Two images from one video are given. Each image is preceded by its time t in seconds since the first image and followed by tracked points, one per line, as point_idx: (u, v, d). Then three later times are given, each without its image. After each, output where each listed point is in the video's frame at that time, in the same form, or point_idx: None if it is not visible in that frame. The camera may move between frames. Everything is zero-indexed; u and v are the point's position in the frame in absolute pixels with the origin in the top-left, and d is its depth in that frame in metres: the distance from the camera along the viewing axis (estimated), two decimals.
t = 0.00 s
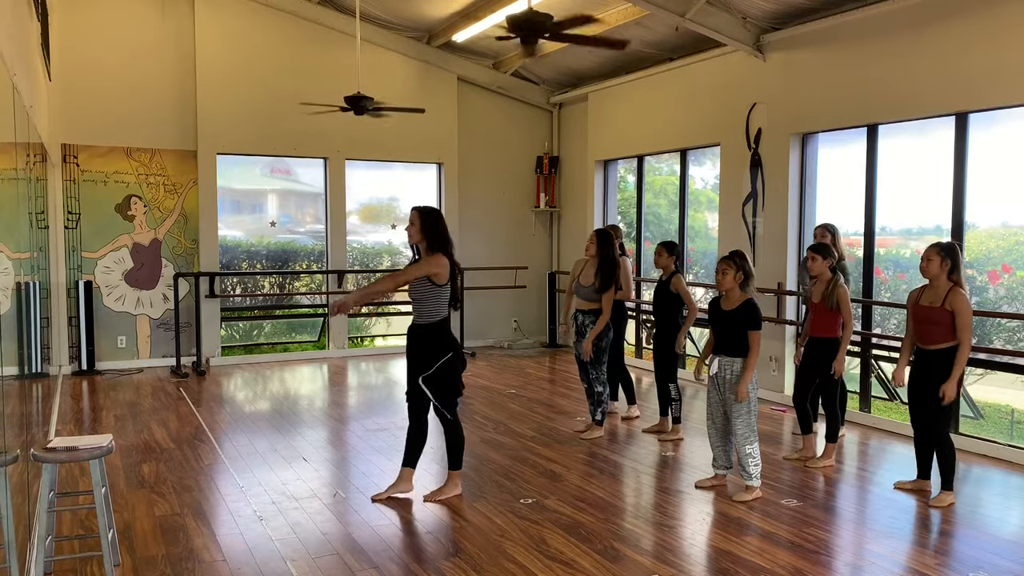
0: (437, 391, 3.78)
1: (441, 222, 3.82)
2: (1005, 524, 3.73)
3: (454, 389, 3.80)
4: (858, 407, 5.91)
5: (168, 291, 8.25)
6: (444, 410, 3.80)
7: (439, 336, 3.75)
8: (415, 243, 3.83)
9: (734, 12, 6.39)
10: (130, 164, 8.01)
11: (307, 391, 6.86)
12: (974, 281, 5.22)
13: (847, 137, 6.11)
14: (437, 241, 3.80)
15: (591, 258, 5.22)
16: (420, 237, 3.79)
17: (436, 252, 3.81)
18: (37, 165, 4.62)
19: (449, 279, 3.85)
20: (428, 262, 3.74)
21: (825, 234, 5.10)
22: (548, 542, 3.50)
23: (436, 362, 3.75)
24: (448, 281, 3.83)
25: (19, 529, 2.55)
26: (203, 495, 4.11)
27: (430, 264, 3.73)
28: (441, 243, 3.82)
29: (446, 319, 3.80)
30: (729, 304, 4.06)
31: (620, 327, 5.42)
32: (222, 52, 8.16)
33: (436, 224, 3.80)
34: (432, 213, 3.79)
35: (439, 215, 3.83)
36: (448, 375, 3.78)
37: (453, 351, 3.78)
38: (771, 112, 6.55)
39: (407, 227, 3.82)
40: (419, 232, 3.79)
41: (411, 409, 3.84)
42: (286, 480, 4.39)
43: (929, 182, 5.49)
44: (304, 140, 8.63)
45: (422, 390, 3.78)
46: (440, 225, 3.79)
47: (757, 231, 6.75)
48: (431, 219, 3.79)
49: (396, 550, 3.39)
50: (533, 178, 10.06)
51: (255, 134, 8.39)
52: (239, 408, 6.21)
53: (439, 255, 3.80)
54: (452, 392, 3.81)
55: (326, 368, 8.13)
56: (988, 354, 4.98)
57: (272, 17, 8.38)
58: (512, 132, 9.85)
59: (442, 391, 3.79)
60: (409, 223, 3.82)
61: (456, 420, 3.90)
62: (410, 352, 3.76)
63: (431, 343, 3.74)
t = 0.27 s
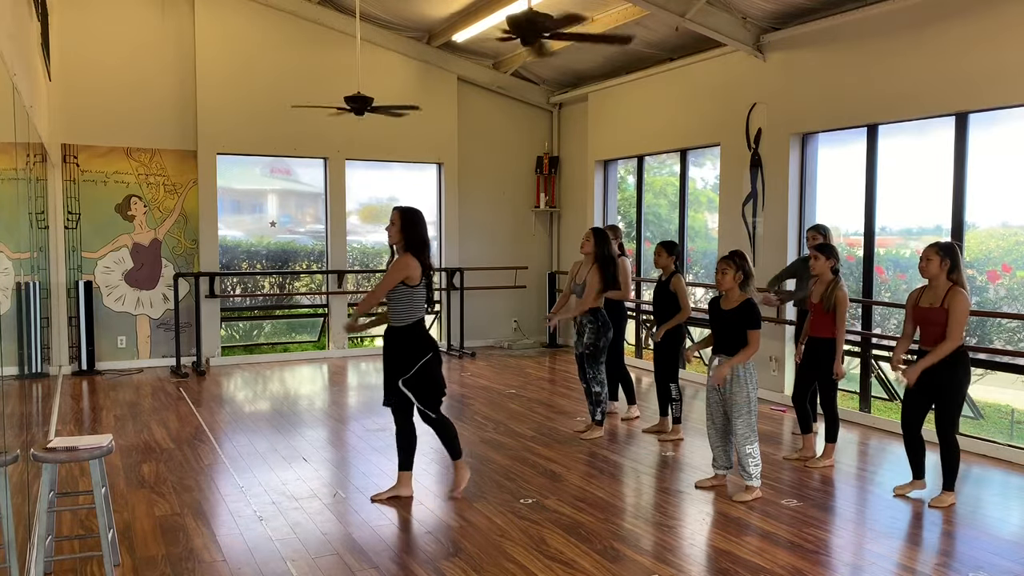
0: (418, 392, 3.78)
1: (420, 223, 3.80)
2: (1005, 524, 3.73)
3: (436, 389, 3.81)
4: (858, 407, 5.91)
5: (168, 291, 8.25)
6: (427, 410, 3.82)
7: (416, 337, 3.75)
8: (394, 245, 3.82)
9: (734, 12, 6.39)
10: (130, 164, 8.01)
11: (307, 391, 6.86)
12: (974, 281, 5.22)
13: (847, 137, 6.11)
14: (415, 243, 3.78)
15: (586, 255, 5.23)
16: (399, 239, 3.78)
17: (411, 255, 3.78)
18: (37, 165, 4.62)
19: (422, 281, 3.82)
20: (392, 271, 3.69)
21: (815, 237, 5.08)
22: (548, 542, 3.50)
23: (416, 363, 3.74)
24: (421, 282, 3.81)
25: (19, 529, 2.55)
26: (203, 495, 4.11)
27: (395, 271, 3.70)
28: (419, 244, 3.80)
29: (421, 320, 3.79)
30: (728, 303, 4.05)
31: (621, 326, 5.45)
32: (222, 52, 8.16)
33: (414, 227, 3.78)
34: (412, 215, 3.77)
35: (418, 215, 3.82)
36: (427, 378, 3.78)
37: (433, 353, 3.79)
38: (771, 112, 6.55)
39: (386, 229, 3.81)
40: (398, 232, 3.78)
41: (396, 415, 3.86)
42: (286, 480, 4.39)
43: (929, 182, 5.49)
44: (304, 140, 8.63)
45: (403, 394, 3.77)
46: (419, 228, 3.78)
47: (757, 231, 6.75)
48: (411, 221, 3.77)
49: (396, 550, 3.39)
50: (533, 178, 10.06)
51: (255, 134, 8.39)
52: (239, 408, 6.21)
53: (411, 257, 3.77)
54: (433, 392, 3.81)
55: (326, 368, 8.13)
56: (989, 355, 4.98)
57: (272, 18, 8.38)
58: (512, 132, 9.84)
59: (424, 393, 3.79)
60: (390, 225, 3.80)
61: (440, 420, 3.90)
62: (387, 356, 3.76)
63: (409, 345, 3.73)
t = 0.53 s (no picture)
0: (383, 408, 3.76)
1: (408, 231, 3.80)
2: (1005, 524, 3.73)
3: (401, 406, 3.81)
4: (858, 407, 5.91)
5: (168, 291, 8.25)
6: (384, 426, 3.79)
7: (392, 350, 3.75)
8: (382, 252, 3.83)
9: (734, 12, 6.39)
10: (130, 164, 8.01)
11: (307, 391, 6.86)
12: (974, 281, 5.22)
13: (847, 137, 6.10)
14: (402, 253, 3.78)
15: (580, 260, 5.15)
16: (386, 247, 3.79)
17: (397, 265, 3.79)
18: (36, 165, 4.62)
19: (406, 289, 3.82)
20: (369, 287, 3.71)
21: (812, 238, 5.02)
22: (547, 542, 3.50)
23: (388, 375, 3.75)
24: (404, 290, 3.81)
25: (19, 528, 2.55)
26: (203, 495, 4.11)
27: (376, 282, 3.71)
28: (405, 254, 3.80)
29: (402, 333, 3.80)
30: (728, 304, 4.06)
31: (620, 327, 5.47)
32: (222, 52, 8.16)
33: (402, 235, 3.78)
34: (400, 223, 3.77)
35: (407, 224, 3.81)
36: (395, 390, 3.78)
37: (406, 368, 3.79)
38: (771, 112, 6.55)
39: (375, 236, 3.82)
40: (385, 241, 3.78)
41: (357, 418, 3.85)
42: (286, 480, 4.39)
43: (929, 182, 5.49)
44: (304, 140, 8.62)
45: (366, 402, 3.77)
46: (407, 236, 3.78)
47: (757, 231, 6.75)
48: (398, 228, 3.77)
49: (396, 550, 3.39)
50: (533, 178, 10.06)
51: (255, 134, 8.39)
52: (239, 408, 6.21)
53: (395, 269, 3.78)
54: (397, 409, 3.80)
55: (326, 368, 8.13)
56: (989, 355, 4.98)
57: (272, 18, 8.38)
58: (512, 132, 9.84)
59: (387, 407, 3.78)
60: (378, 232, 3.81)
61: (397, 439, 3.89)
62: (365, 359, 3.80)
63: (385, 357, 3.75)
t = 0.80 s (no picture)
0: (368, 389, 3.74)
1: (401, 222, 3.78)
2: (1005, 524, 3.73)
3: (389, 391, 3.74)
4: (858, 407, 5.92)
5: (168, 291, 8.25)
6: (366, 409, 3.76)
7: (385, 335, 3.71)
8: (375, 242, 3.81)
9: (734, 12, 6.39)
10: (130, 164, 8.01)
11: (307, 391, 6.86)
12: (974, 281, 5.21)
13: (847, 138, 6.10)
14: (394, 242, 3.77)
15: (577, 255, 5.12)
16: (379, 236, 3.77)
17: (392, 255, 3.77)
18: (36, 165, 4.62)
19: (402, 281, 3.79)
20: (375, 274, 3.66)
21: (808, 238, 4.97)
22: (547, 542, 3.50)
23: (378, 358, 3.71)
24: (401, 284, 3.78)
25: (19, 528, 2.55)
26: (203, 495, 4.11)
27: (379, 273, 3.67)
28: (398, 245, 3.79)
29: (398, 319, 3.77)
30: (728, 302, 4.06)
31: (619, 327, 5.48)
32: (222, 53, 8.16)
33: (394, 225, 3.76)
34: (390, 213, 3.75)
35: (398, 213, 3.79)
36: (388, 376, 3.73)
37: (399, 351, 3.72)
38: (771, 112, 6.55)
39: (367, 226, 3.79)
40: (378, 231, 3.76)
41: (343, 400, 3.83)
42: (286, 480, 4.39)
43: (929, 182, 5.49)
44: (304, 140, 8.62)
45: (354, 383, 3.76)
46: (398, 226, 3.76)
47: (757, 231, 6.75)
48: (389, 218, 3.75)
49: (396, 550, 3.39)
50: (533, 178, 10.06)
51: (256, 134, 8.39)
52: (239, 408, 6.21)
53: (393, 260, 3.75)
54: (384, 394, 3.74)
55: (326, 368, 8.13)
56: (989, 354, 4.98)
57: (272, 18, 8.38)
58: (512, 132, 9.85)
59: (372, 392, 3.74)
60: (370, 221, 3.78)
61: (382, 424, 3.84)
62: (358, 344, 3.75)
63: (376, 342, 3.70)
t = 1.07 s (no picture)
0: (364, 392, 3.67)
1: (392, 222, 3.76)
2: (1005, 523, 3.73)
3: (383, 392, 3.68)
4: (858, 407, 5.92)
5: (168, 291, 8.25)
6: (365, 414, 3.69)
7: (371, 337, 3.63)
8: (365, 241, 3.77)
9: (734, 12, 6.39)
10: (130, 164, 8.01)
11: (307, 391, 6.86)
12: (974, 281, 5.21)
13: (847, 138, 6.10)
14: (385, 242, 3.74)
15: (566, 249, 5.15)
16: (370, 236, 3.74)
17: (383, 254, 3.74)
18: (37, 165, 4.62)
19: (393, 283, 3.76)
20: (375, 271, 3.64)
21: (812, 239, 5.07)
22: (547, 542, 3.50)
23: (367, 362, 3.63)
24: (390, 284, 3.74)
25: (19, 528, 2.55)
26: (203, 495, 4.11)
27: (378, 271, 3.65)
28: (389, 245, 3.76)
29: (384, 319, 3.72)
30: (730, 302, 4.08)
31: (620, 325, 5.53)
32: (222, 53, 8.16)
33: (386, 225, 3.74)
34: (382, 212, 3.73)
35: (390, 213, 3.77)
36: (379, 378, 3.66)
37: (385, 354, 3.65)
38: (771, 112, 6.55)
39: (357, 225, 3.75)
40: (369, 230, 3.73)
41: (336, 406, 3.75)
42: (286, 480, 4.39)
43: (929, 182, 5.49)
44: (304, 140, 8.62)
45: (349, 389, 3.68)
46: (389, 225, 3.73)
47: (757, 231, 6.75)
48: (381, 218, 3.73)
49: (396, 550, 3.39)
50: (533, 178, 10.06)
51: (256, 134, 8.39)
52: (239, 408, 6.20)
53: (386, 258, 3.73)
54: (381, 395, 3.68)
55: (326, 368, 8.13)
56: (989, 354, 4.98)
57: (272, 18, 8.38)
58: (512, 132, 9.84)
59: (368, 395, 3.67)
60: (360, 220, 3.74)
61: (383, 428, 3.76)
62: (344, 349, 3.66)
63: (362, 344, 3.62)
